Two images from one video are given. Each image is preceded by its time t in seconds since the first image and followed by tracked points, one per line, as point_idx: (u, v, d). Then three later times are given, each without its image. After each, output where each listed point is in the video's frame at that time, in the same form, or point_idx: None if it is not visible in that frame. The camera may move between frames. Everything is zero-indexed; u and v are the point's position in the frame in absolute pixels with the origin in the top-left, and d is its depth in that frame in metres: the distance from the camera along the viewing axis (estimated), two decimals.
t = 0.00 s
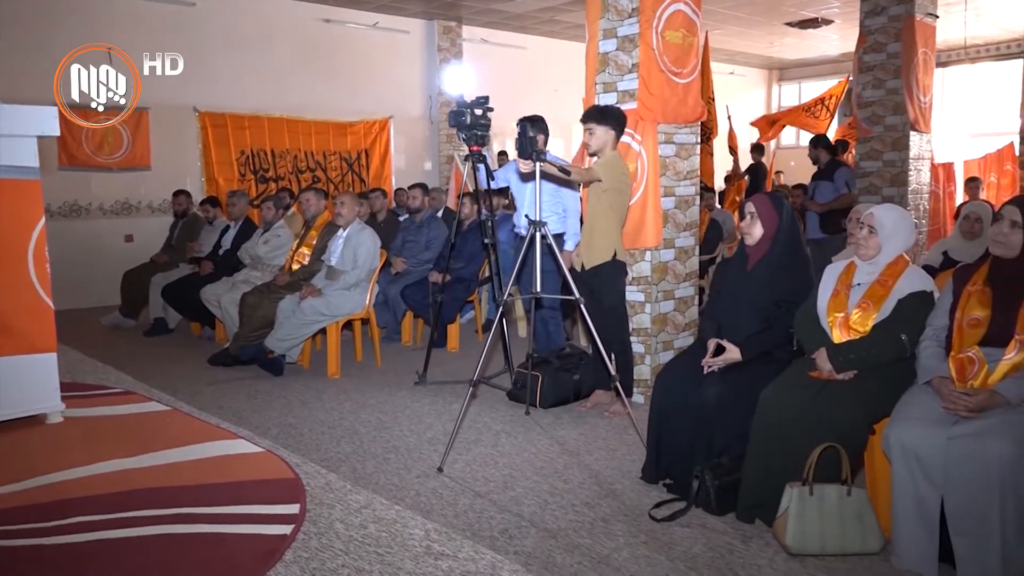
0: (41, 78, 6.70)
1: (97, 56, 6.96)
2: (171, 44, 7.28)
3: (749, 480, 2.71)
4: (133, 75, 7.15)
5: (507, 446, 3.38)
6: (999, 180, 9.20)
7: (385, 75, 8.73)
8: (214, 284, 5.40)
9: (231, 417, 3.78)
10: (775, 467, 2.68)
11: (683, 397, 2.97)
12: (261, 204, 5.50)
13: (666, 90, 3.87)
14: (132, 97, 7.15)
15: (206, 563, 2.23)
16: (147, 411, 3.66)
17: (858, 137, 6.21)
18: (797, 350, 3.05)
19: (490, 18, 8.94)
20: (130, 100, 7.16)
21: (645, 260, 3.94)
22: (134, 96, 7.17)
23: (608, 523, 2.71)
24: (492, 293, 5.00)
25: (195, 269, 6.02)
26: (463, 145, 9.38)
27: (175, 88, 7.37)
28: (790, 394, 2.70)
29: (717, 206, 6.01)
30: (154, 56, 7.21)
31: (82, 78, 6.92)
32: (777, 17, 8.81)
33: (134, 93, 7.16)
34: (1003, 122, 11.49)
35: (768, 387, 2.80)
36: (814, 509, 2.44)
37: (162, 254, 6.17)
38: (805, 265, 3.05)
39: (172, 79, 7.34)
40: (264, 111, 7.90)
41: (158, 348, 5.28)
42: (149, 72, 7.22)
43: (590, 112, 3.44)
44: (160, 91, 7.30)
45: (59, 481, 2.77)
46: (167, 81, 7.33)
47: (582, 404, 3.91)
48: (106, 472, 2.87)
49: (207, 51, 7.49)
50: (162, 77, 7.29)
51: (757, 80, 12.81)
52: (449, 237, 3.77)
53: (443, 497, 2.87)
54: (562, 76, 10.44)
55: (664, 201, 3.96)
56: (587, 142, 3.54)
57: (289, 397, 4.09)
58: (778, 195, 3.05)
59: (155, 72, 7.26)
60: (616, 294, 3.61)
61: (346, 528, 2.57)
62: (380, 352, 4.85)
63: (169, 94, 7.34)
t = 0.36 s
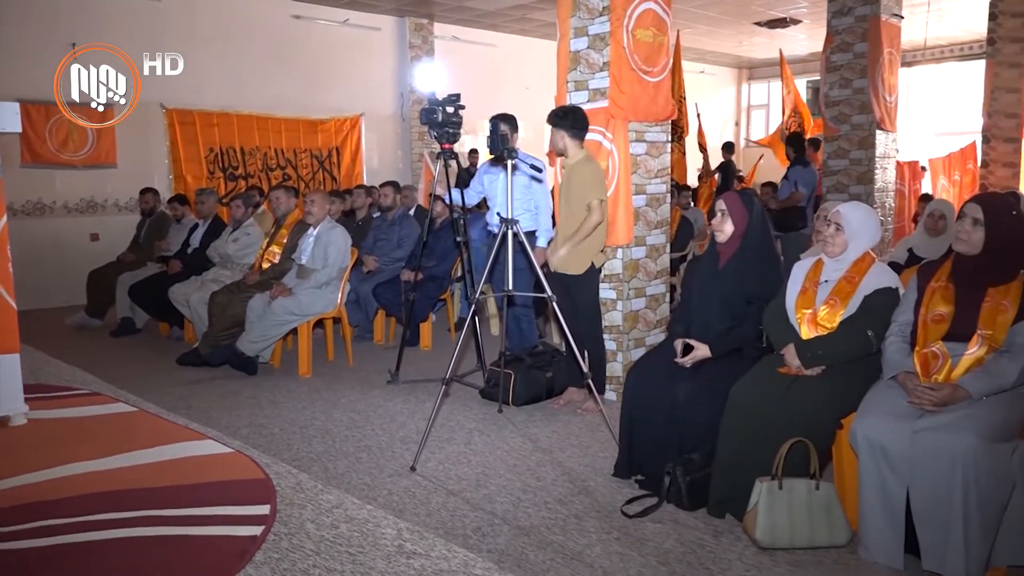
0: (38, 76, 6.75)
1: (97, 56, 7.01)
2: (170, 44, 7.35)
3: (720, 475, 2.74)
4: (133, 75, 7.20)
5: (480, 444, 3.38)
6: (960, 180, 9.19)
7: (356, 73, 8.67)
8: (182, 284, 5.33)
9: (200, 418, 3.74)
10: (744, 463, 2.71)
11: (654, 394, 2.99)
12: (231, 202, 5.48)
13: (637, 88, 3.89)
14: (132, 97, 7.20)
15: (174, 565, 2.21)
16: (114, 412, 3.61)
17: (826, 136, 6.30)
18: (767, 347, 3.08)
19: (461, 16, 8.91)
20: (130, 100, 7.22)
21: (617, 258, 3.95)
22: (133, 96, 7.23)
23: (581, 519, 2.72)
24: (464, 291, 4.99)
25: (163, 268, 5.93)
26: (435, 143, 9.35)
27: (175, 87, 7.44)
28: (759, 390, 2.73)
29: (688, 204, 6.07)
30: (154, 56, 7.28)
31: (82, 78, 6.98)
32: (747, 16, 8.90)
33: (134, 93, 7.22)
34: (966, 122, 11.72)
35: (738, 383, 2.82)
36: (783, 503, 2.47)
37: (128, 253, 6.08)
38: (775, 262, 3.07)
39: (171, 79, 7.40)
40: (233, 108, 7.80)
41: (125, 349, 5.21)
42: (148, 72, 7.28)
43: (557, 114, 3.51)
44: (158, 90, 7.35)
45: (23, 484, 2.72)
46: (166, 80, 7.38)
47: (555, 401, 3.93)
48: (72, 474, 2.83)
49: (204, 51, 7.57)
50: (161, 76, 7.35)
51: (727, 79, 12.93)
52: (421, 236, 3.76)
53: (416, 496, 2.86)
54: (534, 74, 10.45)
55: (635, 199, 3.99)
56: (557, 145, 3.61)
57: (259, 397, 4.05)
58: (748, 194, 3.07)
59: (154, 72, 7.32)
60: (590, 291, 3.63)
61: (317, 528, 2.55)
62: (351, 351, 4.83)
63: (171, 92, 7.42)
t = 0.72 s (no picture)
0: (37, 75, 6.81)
1: (97, 56, 7.07)
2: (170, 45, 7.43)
3: (694, 472, 2.77)
4: (133, 75, 7.26)
5: (456, 443, 3.38)
6: (931, 179, 9.18)
7: (330, 71, 8.61)
8: (153, 283, 5.27)
9: (172, 419, 3.70)
10: (717, 459, 2.74)
11: (629, 392, 3.01)
12: (203, 201, 5.38)
13: (611, 88, 3.90)
14: (132, 97, 7.26)
15: (145, 568, 2.18)
16: (84, 414, 3.56)
17: (798, 136, 6.37)
18: (741, 345, 3.10)
19: (436, 14, 8.89)
20: (130, 100, 7.28)
21: (592, 256, 3.97)
22: (133, 96, 7.28)
23: (556, 517, 2.73)
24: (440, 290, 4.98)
25: (134, 267, 5.86)
26: (410, 142, 9.31)
27: (175, 87, 7.51)
28: (732, 388, 2.75)
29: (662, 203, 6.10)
30: (154, 56, 7.35)
31: (82, 78, 7.04)
32: (720, 17, 8.97)
33: (134, 93, 7.28)
34: (935, 122, 11.92)
35: (712, 380, 2.84)
36: (756, 500, 2.49)
37: (98, 252, 5.99)
38: (748, 261, 3.10)
39: (171, 79, 7.48)
40: (205, 105, 7.72)
41: (96, 349, 5.14)
42: (148, 72, 7.35)
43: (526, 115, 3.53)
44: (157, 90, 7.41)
45: None
46: (165, 80, 7.46)
47: (531, 400, 3.93)
48: (42, 477, 2.79)
49: (186, 49, 7.55)
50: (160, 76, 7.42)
51: (701, 79, 13.02)
52: (396, 235, 3.75)
53: (392, 496, 2.85)
54: (509, 73, 10.45)
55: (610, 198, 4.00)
56: (526, 145, 3.64)
57: (232, 397, 4.02)
58: (721, 193, 3.09)
59: (154, 72, 7.39)
60: (566, 289, 3.65)
61: (291, 529, 2.54)
62: (326, 350, 4.80)
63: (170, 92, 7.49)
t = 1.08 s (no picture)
0: (40, 76, 6.87)
1: (97, 56, 7.14)
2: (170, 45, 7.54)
3: (668, 469, 2.78)
4: (132, 75, 7.34)
5: (431, 443, 3.37)
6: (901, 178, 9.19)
7: (302, 69, 8.55)
8: (122, 284, 5.19)
9: (143, 421, 3.65)
10: (691, 456, 2.76)
11: (604, 391, 3.02)
12: (174, 200, 5.29)
13: (585, 87, 3.91)
14: (132, 97, 7.33)
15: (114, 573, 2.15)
16: (51, 417, 3.49)
17: (769, 135, 6.43)
18: (714, 343, 3.12)
19: (410, 12, 8.86)
20: (129, 99, 7.34)
21: (566, 255, 3.98)
22: (133, 96, 7.36)
23: (532, 516, 2.73)
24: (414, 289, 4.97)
25: (102, 267, 5.77)
26: (384, 140, 9.27)
27: (176, 85, 7.62)
28: (705, 385, 2.78)
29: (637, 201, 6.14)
30: (154, 56, 7.45)
31: (82, 78, 7.11)
32: (692, 17, 9.04)
33: (134, 93, 7.35)
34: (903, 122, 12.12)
35: (687, 378, 2.86)
36: (729, 495, 2.52)
37: (66, 252, 5.88)
38: (720, 260, 3.12)
39: (172, 78, 7.59)
40: (175, 104, 7.62)
41: (64, 351, 5.05)
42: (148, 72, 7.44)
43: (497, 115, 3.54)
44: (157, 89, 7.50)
45: None
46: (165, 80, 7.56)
47: (506, 399, 3.93)
48: (7, 481, 2.74)
49: (155, 46, 7.45)
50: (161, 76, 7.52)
51: (674, 78, 13.11)
52: (370, 234, 3.73)
53: (366, 496, 2.84)
54: (483, 72, 10.45)
55: (585, 197, 4.02)
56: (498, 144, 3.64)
57: (205, 398, 3.97)
58: (694, 192, 3.11)
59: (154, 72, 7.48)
60: (539, 287, 3.66)
61: (264, 531, 2.51)
62: (300, 350, 4.77)
63: (170, 91, 7.58)
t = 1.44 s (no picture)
0: (42, 75, 6.92)
1: (97, 57, 7.22)
2: (171, 45, 7.64)
3: (643, 467, 2.80)
4: (133, 75, 7.43)
5: (407, 443, 3.36)
6: (870, 178, 9.25)
7: (276, 68, 8.48)
8: (93, 284, 5.12)
9: (115, 424, 3.60)
10: (666, 454, 2.78)
11: (579, 390, 3.03)
12: (145, 199, 5.18)
13: (560, 87, 3.92)
14: (132, 96, 7.41)
15: None
16: (19, 421, 3.44)
17: (742, 135, 6.49)
18: (689, 341, 3.14)
19: (384, 11, 8.83)
20: (129, 100, 7.42)
21: (541, 254, 3.99)
22: (133, 96, 7.44)
23: (508, 515, 2.73)
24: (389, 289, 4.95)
25: (72, 268, 5.68)
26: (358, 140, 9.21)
27: (177, 85, 7.72)
28: (680, 384, 2.79)
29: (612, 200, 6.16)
30: (154, 56, 7.55)
31: (82, 78, 7.17)
32: (666, 17, 9.10)
33: (134, 93, 7.43)
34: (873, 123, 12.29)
35: (661, 376, 2.88)
36: (704, 493, 2.54)
37: (34, 252, 5.78)
38: (694, 259, 3.14)
39: (172, 78, 7.69)
40: (147, 102, 7.53)
41: (32, 354, 4.97)
42: (148, 72, 7.53)
43: (483, 114, 3.48)
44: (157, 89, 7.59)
45: None
46: (166, 80, 7.65)
47: (482, 399, 3.93)
48: None
49: (125, 44, 7.35)
50: (161, 76, 7.61)
51: (649, 78, 13.18)
52: (345, 234, 3.72)
53: (342, 498, 2.83)
54: (458, 71, 10.44)
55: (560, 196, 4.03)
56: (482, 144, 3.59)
57: (178, 400, 3.93)
58: (667, 192, 3.13)
59: (154, 72, 7.58)
60: (515, 287, 3.67)
61: (237, 533, 2.49)
62: (274, 351, 4.74)
63: (170, 91, 7.68)
